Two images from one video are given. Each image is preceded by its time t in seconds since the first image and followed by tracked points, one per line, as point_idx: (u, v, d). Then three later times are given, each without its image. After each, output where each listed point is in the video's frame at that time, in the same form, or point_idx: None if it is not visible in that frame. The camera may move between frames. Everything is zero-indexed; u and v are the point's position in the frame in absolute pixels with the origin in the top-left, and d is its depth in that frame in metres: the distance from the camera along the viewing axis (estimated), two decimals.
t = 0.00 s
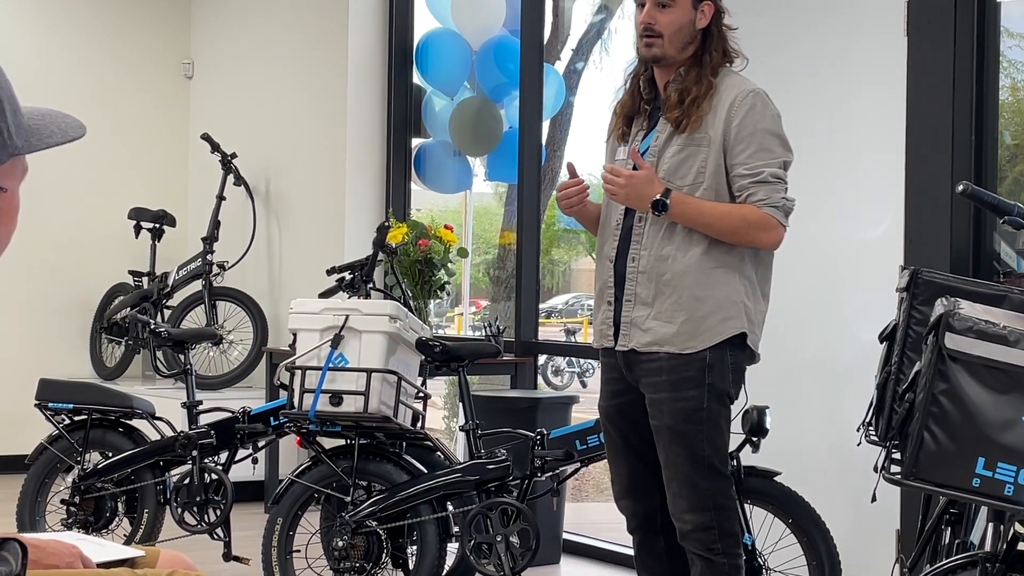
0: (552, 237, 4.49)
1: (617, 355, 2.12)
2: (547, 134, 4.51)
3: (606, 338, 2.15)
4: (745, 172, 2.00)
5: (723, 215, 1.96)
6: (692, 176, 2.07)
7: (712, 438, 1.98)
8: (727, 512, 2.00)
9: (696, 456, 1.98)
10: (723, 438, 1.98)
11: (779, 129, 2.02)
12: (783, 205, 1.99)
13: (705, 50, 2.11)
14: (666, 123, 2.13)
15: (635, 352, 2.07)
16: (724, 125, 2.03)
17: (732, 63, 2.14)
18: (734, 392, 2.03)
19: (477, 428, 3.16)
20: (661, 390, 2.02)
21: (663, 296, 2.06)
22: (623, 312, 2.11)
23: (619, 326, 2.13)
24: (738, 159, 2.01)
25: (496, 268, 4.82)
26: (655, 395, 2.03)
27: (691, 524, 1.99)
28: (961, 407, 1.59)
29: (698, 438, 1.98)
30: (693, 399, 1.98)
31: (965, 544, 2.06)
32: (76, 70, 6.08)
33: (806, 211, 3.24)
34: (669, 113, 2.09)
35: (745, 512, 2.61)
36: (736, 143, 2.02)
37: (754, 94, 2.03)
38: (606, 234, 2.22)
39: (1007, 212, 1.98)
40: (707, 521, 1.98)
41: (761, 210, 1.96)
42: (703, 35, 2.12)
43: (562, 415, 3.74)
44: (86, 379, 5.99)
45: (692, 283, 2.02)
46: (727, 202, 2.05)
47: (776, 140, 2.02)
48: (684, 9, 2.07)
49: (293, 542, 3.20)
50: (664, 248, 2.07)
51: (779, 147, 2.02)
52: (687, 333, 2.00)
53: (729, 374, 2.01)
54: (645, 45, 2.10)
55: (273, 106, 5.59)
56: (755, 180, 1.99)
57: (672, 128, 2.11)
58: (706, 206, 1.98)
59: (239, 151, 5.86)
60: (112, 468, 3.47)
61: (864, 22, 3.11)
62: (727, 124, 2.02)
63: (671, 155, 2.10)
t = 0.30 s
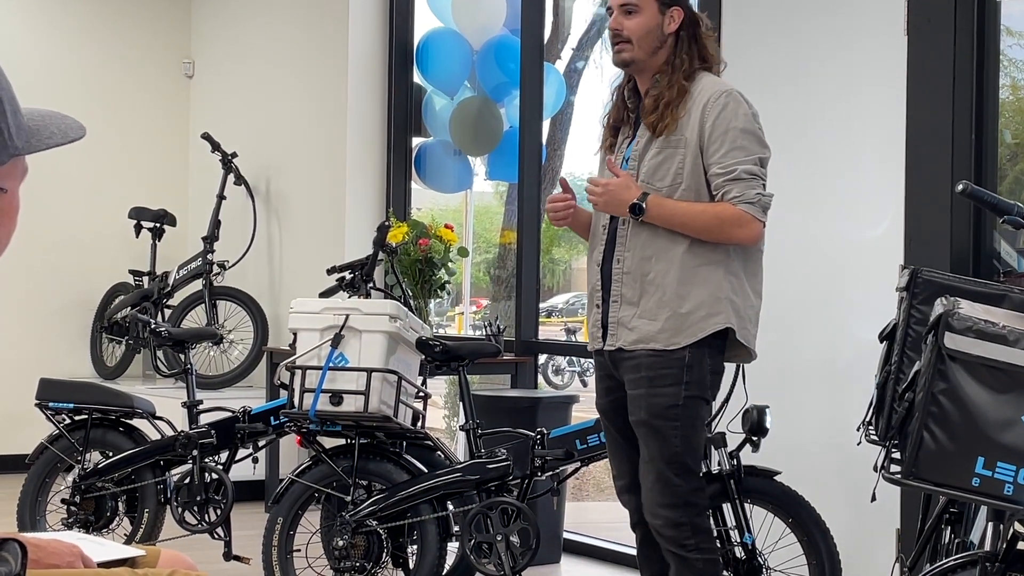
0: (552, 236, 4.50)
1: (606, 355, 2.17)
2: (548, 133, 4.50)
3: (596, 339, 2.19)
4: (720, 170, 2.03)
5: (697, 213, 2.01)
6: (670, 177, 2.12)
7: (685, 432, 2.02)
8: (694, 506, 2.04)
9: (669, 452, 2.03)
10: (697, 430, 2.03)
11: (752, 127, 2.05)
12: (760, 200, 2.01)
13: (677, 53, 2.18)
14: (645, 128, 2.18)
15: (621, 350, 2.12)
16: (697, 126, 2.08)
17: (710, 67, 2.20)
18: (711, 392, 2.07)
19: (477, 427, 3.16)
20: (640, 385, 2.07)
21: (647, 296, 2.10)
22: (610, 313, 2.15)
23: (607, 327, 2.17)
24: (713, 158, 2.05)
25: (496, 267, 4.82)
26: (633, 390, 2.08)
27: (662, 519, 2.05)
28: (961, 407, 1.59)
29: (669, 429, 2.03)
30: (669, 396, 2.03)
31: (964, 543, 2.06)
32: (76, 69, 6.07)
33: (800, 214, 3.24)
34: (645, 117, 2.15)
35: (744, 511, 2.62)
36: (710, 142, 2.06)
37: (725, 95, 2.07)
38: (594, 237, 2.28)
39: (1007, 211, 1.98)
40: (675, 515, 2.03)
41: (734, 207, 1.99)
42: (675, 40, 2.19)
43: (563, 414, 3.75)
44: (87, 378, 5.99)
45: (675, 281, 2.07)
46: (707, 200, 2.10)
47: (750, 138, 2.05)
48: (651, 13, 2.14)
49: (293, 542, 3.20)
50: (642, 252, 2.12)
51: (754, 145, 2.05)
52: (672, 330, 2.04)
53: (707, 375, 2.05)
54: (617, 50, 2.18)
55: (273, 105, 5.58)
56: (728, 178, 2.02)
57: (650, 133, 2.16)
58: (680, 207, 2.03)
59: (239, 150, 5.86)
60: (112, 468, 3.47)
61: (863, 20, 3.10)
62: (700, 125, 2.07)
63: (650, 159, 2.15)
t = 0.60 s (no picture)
0: (553, 236, 4.49)
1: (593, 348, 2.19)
2: (550, 133, 4.51)
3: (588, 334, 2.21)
4: (703, 163, 2.02)
5: (679, 205, 2.01)
6: (656, 172, 2.12)
7: (636, 426, 2.02)
8: (629, 498, 2.03)
9: (613, 441, 2.03)
10: (650, 425, 2.02)
11: (737, 122, 2.04)
12: (741, 192, 1.99)
13: (671, 53, 2.17)
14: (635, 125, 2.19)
15: (604, 341, 2.13)
16: (682, 120, 2.08)
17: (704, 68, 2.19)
18: (679, 396, 2.05)
19: (478, 427, 3.16)
20: (608, 371, 2.09)
21: (634, 290, 2.11)
22: (598, 307, 2.17)
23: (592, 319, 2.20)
24: (696, 151, 2.05)
25: (497, 267, 4.81)
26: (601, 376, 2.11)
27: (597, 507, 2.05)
28: (965, 408, 1.58)
29: (621, 416, 2.03)
30: (629, 385, 2.04)
31: (966, 542, 2.05)
32: (77, 69, 6.08)
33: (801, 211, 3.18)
34: (635, 114, 2.16)
35: (745, 510, 2.62)
36: (694, 136, 2.06)
37: (711, 90, 2.07)
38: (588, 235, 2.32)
39: (1009, 211, 1.98)
40: (608, 505, 2.03)
41: (715, 198, 1.99)
42: (671, 40, 2.18)
43: (564, 414, 3.74)
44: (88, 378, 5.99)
45: (657, 273, 2.07)
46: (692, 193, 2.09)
47: (734, 131, 2.04)
48: (647, 14, 2.13)
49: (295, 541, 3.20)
50: (631, 246, 2.13)
51: (737, 138, 2.04)
52: (651, 320, 2.04)
53: (677, 371, 2.04)
54: (611, 49, 2.18)
55: (275, 105, 5.58)
56: (710, 169, 2.01)
57: (640, 130, 2.17)
58: (664, 199, 2.03)
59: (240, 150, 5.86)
60: (113, 468, 3.47)
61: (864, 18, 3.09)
62: (685, 119, 2.08)
63: (637, 154, 2.16)
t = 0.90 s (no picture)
0: (554, 236, 4.50)
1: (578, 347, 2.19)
2: (551, 132, 4.50)
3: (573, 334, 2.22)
4: (690, 166, 2.03)
5: (667, 208, 2.01)
6: (643, 174, 2.14)
7: (604, 422, 2.02)
8: (589, 494, 2.03)
9: (582, 435, 2.04)
10: (620, 423, 2.02)
11: (724, 125, 2.05)
12: (729, 196, 2.00)
13: (661, 56, 2.17)
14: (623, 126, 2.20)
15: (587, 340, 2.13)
16: (669, 123, 2.09)
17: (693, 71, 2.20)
18: (652, 398, 2.03)
19: (479, 426, 3.16)
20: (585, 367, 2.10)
21: (620, 290, 2.12)
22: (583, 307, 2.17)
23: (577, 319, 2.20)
24: (684, 154, 2.05)
25: (498, 266, 4.82)
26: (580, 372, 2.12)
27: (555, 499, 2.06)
28: (966, 407, 1.59)
29: (593, 410, 2.03)
30: (600, 381, 2.04)
31: (966, 542, 2.06)
32: (78, 69, 6.08)
33: (800, 214, 3.20)
34: (624, 115, 2.17)
35: (746, 509, 2.62)
36: (681, 139, 2.06)
37: (699, 92, 2.07)
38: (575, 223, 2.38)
39: (1009, 211, 1.98)
40: (569, 495, 2.03)
41: (702, 201, 1.99)
42: (663, 42, 2.18)
43: (565, 413, 3.74)
44: (90, 378, 6.00)
45: (641, 273, 2.08)
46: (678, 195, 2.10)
47: (721, 134, 2.04)
48: (638, 16, 2.14)
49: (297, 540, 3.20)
50: (618, 247, 2.14)
51: (724, 141, 2.04)
52: (634, 321, 2.04)
53: (653, 369, 2.03)
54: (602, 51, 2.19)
55: (276, 104, 5.59)
56: (697, 173, 2.01)
57: (627, 131, 2.18)
58: (650, 202, 2.03)
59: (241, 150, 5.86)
60: (114, 468, 3.47)
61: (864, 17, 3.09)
62: (672, 121, 2.08)
63: (625, 155, 2.17)
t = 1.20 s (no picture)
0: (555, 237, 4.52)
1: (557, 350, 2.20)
2: (552, 131, 4.57)
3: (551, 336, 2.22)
4: (665, 174, 2.03)
5: (640, 218, 2.01)
6: (618, 181, 2.14)
7: (582, 426, 2.02)
8: (571, 500, 2.03)
9: (563, 441, 2.04)
10: (597, 428, 2.01)
11: (699, 133, 2.04)
12: (704, 205, 2.01)
13: (637, 59, 2.15)
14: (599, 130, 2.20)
15: (564, 345, 2.13)
16: (643, 130, 2.08)
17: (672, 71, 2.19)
18: (626, 401, 2.02)
19: (480, 426, 3.16)
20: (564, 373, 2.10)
21: (594, 297, 2.12)
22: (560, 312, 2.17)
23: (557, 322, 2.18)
24: (659, 162, 2.05)
25: (499, 267, 4.82)
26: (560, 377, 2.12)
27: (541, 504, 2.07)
28: (967, 407, 1.58)
29: (572, 415, 2.04)
30: (579, 386, 2.04)
31: (968, 543, 2.06)
32: (80, 69, 6.08)
33: (801, 215, 3.25)
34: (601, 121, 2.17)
35: (747, 509, 2.62)
36: (657, 147, 2.06)
37: (674, 99, 2.06)
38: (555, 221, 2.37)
39: (1012, 211, 1.97)
40: (553, 502, 2.04)
41: (676, 210, 2.00)
42: (637, 44, 2.15)
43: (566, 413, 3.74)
44: (91, 378, 6.00)
45: (616, 278, 2.08)
46: (654, 203, 2.10)
47: (696, 142, 2.04)
48: (612, 20, 2.11)
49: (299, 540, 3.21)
50: (592, 253, 2.14)
51: (699, 149, 2.04)
52: (609, 328, 2.04)
53: (629, 372, 2.02)
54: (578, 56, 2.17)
55: (277, 104, 5.59)
56: (672, 182, 2.01)
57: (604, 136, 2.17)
58: (627, 210, 2.03)
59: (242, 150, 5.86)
60: (116, 468, 3.47)
61: (862, 16, 3.08)
62: (646, 129, 2.08)
63: (601, 161, 2.17)
